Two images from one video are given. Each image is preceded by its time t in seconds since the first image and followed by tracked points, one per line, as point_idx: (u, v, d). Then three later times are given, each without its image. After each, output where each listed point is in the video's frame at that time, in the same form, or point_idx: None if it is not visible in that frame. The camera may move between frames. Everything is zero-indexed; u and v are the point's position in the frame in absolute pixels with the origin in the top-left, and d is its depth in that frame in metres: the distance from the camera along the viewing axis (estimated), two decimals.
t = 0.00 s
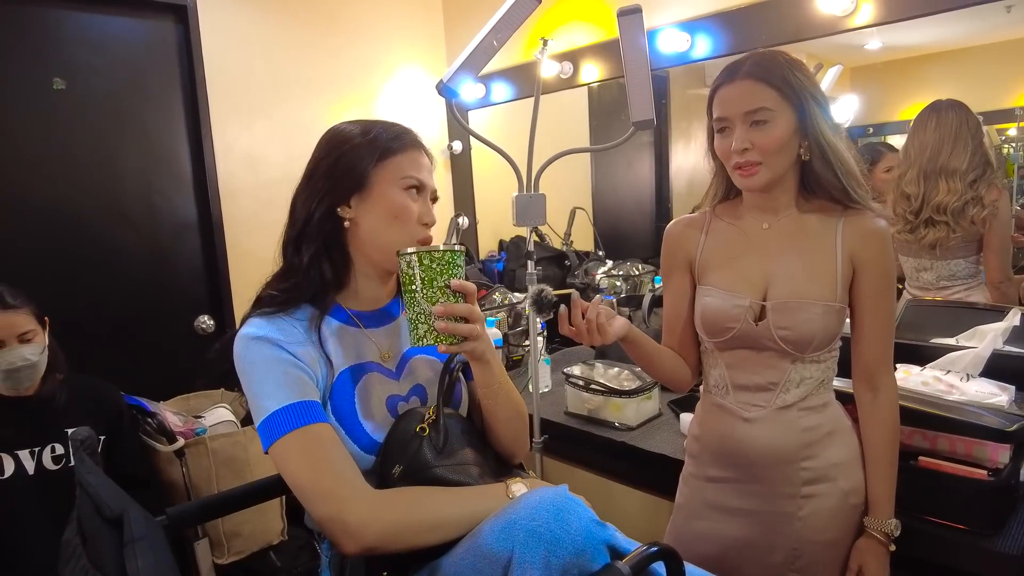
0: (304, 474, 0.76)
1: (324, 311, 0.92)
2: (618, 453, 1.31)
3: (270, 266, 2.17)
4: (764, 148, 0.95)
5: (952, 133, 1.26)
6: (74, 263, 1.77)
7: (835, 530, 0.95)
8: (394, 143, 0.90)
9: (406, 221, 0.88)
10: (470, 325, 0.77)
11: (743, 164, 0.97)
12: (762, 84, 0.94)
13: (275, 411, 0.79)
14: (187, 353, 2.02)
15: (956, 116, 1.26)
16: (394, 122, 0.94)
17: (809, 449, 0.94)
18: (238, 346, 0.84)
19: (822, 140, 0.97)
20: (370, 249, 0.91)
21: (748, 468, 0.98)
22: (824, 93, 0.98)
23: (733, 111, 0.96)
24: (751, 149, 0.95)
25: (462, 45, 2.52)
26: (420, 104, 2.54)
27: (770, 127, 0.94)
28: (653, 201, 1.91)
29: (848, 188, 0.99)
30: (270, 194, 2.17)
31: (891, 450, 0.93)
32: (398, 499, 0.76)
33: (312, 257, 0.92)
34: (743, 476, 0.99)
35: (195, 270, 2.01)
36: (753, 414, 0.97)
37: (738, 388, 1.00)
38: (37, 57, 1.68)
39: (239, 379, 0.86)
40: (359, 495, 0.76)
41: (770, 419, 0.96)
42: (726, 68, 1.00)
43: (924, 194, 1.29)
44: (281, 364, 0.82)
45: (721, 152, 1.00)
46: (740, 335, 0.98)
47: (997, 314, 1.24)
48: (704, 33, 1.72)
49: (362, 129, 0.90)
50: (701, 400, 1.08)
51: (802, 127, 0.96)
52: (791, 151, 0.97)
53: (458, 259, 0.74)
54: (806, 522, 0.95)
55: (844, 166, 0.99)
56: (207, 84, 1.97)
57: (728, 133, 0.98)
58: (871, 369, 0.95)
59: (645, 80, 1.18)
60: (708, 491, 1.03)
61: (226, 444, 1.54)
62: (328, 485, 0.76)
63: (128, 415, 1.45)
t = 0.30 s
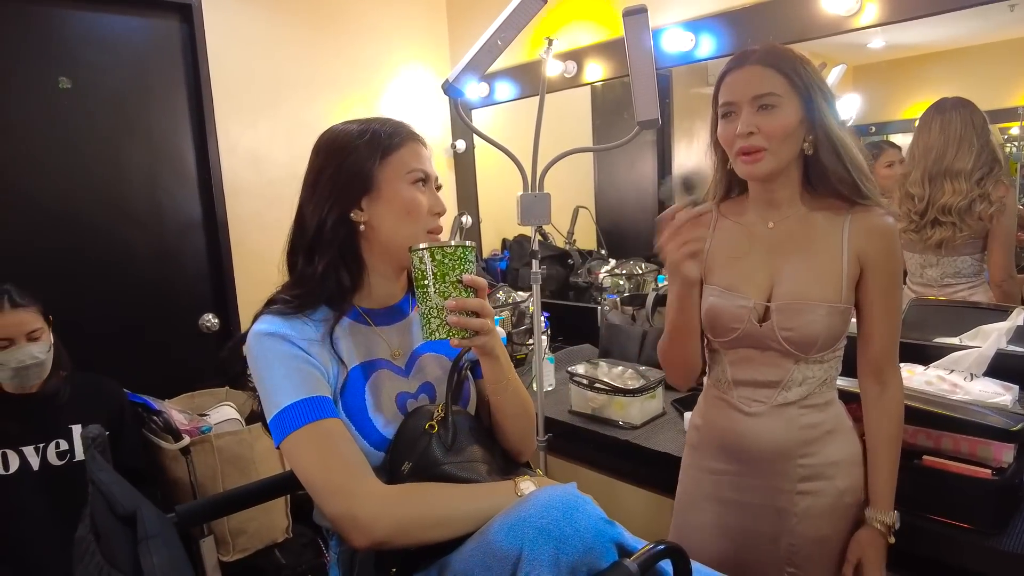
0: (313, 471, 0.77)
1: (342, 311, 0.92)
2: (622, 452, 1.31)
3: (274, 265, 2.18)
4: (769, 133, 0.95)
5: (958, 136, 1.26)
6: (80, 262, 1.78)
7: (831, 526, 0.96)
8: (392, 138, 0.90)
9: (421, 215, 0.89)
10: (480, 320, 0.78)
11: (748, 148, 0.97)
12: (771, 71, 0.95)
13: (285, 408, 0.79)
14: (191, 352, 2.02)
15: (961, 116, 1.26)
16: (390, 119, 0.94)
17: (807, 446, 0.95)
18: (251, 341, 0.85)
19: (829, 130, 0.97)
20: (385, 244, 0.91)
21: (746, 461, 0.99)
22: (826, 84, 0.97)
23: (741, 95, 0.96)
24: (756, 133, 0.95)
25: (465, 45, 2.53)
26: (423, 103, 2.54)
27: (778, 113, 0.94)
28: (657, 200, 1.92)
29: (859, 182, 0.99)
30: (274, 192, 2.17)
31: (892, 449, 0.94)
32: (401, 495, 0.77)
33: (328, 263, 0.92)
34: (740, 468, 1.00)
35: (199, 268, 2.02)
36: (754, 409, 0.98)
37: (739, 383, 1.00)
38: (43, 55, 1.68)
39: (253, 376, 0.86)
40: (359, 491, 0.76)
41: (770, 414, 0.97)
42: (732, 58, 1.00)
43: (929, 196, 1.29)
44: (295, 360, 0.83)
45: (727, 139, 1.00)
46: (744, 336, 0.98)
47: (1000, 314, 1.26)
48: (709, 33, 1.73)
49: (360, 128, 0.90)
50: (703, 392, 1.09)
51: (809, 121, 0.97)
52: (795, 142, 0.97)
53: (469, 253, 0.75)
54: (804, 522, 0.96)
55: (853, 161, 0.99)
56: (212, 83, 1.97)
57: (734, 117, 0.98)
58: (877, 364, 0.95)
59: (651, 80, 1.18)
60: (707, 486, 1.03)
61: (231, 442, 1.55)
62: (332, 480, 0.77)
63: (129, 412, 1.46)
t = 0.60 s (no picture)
0: (319, 469, 0.77)
1: (341, 310, 0.92)
2: (625, 451, 1.32)
3: (277, 264, 2.18)
4: (774, 127, 0.94)
5: (958, 138, 1.27)
6: (84, 260, 1.78)
7: (834, 522, 0.96)
8: (393, 138, 0.90)
9: (422, 215, 0.89)
10: (480, 316, 0.78)
11: (753, 143, 0.95)
12: (777, 68, 0.95)
13: (290, 407, 0.80)
14: (194, 350, 2.02)
15: (956, 120, 1.27)
16: (392, 119, 0.95)
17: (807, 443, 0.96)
18: (254, 343, 0.85)
19: (831, 130, 0.99)
20: (388, 242, 0.91)
21: (746, 460, 0.98)
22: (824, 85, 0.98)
23: (748, 89, 0.95)
24: (765, 128, 0.94)
25: (468, 44, 2.53)
26: (426, 102, 2.54)
27: (785, 109, 0.94)
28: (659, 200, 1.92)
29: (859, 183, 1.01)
30: (277, 192, 2.17)
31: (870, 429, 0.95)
32: (404, 494, 0.77)
33: (329, 264, 0.93)
34: (739, 470, 0.99)
35: (203, 266, 2.02)
36: (755, 408, 0.98)
37: (739, 383, 0.99)
38: (48, 54, 1.69)
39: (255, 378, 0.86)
40: (366, 486, 0.77)
41: (772, 413, 0.97)
42: (734, 57, 1.01)
43: (924, 198, 1.29)
44: (299, 360, 0.83)
45: (729, 136, 0.98)
46: (746, 339, 0.98)
47: (1004, 314, 1.26)
48: (712, 33, 1.73)
49: (362, 128, 0.91)
50: (699, 392, 1.08)
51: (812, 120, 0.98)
52: (798, 141, 0.96)
53: (468, 250, 0.76)
54: (806, 519, 0.96)
55: (854, 161, 1.00)
56: (215, 82, 1.98)
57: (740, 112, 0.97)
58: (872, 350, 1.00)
59: (654, 80, 1.19)
60: (705, 485, 1.03)
61: (235, 440, 1.55)
62: (337, 476, 0.77)
63: (133, 411, 1.47)
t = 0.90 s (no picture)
0: (322, 468, 0.78)
1: (343, 311, 0.93)
2: (626, 451, 1.32)
3: (279, 263, 2.19)
4: (779, 133, 0.95)
5: (944, 135, 1.29)
6: (87, 260, 1.79)
7: (832, 519, 0.97)
8: (392, 140, 0.91)
9: (422, 218, 0.90)
10: (484, 306, 0.80)
11: (756, 146, 0.96)
12: (778, 73, 0.96)
13: (294, 406, 0.80)
14: (197, 349, 2.03)
15: (936, 119, 1.30)
16: (390, 121, 0.95)
17: (805, 441, 0.97)
18: (256, 343, 0.86)
19: (818, 136, 1.02)
20: (387, 244, 0.92)
21: (744, 460, 0.98)
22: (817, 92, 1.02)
23: (755, 92, 0.95)
24: (769, 132, 0.95)
25: (470, 44, 2.53)
26: (427, 102, 2.55)
27: (786, 115, 0.96)
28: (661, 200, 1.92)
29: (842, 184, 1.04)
30: (279, 192, 2.18)
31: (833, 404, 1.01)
32: (405, 493, 0.77)
33: (329, 267, 0.93)
34: (738, 471, 0.99)
35: (205, 266, 2.03)
36: (753, 407, 0.98)
37: (737, 382, 1.00)
38: (52, 55, 1.70)
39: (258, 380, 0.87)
40: (369, 485, 0.78)
41: (771, 411, 0.98)
42: (732, 57, 1.00)
43: (906, 197, 1.33)
44: (302, 360, 0.84)
45: (730, 138, 0.97)
46: (745, 329, 0.98)
47: (1004, 314, 1.24)
48: (714, 34, 1.73)
49: (361, 129, 0.91)
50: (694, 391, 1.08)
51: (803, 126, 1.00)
52: (790, 147, 0.98)
53: (469, 242, 0.77)
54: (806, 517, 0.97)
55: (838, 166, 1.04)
56: (218, 83, 1.98)
57: (746, 114, 0.96)
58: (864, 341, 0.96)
59: (657, 81, 1.19)
60: (704, 485, 1.03)
61: (238, 439, 1.55)
62: (340, 475, 0.78)
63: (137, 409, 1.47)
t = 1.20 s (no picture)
0: (320, 467, 0.78)
1: (342, 311, 0.93)
2: (626, 452, 1.32)
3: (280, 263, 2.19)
4: (768, 148, 0.97)
5: (926, 131, 1.31)
6: (89, 260, 1.79)
7: (819, 509, 0.98)
8: (392, 142, 0.91)
9: (419, 223, 0.90)
10: (491, 297, 0.82)
11: (747, 163, 0.97)
12: (772, 87, 0.98)
13: (293, 405, 0.80)
14: (199, 348, 2.04)
15: (919, 117, 1.31)
16: (390, 121, 0.95)
17: (792, 432, 0.98)
18: (255, 344, 0.86)
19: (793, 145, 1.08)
20: (382, 249, 0.92)
21: (737, 455, 0.99)
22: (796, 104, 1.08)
23: (751, 108, 0.95)
24: (762, 149, 0.96)
25: (472, 44, 2.53)
26: (428, 102, 2.55)
27: (775, 132, 0.97)
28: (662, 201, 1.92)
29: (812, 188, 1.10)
30: (281, 192, 2.18)
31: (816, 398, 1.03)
32: (405, 493, 0.77)
33: (326, 269, 0.94)
34: (729, 464, 1.00)
35: (207, 266, 2.03)
36: (742, 402, 0.99)
37: (723, 377, 1.01)
38: (54, 55, 1.70)
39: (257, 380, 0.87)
40: (368, 484, 0.78)
41: (759, 404, 0.99)
42: (722, 62, 0.99)
43: (881, 193, 1.35)
44: (300, 360, 0.84)
45: (723, 151, 0.98)
46: (730, 327, 1.00)
47: (1005, 315, 1.26)
48: (716, 34, 1.73)
49: (361, 130, 0.91)
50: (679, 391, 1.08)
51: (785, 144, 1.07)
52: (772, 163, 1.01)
53: (472, 235, 0.80)
54: (796, 507, 0.98)
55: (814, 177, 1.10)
56: (219, 83, 1.98)
57: (739, 128, 0.97)
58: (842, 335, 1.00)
59: (658, 82, 1.19)
60: (698, 482, 1.03)
61: (240, 439, 1.55)
62: (342, 475, 0.78)
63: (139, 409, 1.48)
